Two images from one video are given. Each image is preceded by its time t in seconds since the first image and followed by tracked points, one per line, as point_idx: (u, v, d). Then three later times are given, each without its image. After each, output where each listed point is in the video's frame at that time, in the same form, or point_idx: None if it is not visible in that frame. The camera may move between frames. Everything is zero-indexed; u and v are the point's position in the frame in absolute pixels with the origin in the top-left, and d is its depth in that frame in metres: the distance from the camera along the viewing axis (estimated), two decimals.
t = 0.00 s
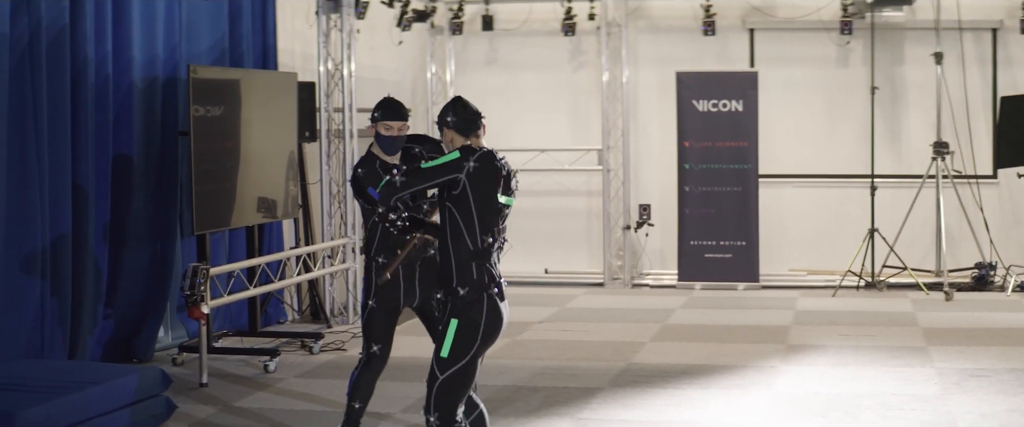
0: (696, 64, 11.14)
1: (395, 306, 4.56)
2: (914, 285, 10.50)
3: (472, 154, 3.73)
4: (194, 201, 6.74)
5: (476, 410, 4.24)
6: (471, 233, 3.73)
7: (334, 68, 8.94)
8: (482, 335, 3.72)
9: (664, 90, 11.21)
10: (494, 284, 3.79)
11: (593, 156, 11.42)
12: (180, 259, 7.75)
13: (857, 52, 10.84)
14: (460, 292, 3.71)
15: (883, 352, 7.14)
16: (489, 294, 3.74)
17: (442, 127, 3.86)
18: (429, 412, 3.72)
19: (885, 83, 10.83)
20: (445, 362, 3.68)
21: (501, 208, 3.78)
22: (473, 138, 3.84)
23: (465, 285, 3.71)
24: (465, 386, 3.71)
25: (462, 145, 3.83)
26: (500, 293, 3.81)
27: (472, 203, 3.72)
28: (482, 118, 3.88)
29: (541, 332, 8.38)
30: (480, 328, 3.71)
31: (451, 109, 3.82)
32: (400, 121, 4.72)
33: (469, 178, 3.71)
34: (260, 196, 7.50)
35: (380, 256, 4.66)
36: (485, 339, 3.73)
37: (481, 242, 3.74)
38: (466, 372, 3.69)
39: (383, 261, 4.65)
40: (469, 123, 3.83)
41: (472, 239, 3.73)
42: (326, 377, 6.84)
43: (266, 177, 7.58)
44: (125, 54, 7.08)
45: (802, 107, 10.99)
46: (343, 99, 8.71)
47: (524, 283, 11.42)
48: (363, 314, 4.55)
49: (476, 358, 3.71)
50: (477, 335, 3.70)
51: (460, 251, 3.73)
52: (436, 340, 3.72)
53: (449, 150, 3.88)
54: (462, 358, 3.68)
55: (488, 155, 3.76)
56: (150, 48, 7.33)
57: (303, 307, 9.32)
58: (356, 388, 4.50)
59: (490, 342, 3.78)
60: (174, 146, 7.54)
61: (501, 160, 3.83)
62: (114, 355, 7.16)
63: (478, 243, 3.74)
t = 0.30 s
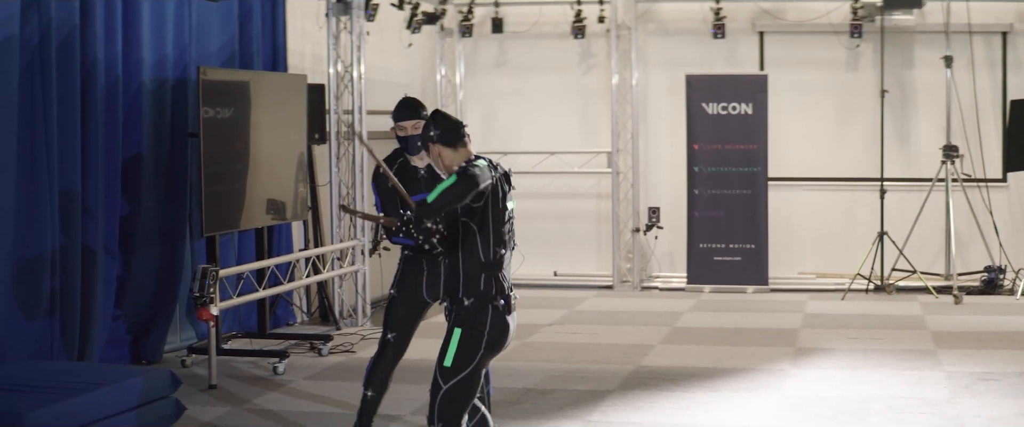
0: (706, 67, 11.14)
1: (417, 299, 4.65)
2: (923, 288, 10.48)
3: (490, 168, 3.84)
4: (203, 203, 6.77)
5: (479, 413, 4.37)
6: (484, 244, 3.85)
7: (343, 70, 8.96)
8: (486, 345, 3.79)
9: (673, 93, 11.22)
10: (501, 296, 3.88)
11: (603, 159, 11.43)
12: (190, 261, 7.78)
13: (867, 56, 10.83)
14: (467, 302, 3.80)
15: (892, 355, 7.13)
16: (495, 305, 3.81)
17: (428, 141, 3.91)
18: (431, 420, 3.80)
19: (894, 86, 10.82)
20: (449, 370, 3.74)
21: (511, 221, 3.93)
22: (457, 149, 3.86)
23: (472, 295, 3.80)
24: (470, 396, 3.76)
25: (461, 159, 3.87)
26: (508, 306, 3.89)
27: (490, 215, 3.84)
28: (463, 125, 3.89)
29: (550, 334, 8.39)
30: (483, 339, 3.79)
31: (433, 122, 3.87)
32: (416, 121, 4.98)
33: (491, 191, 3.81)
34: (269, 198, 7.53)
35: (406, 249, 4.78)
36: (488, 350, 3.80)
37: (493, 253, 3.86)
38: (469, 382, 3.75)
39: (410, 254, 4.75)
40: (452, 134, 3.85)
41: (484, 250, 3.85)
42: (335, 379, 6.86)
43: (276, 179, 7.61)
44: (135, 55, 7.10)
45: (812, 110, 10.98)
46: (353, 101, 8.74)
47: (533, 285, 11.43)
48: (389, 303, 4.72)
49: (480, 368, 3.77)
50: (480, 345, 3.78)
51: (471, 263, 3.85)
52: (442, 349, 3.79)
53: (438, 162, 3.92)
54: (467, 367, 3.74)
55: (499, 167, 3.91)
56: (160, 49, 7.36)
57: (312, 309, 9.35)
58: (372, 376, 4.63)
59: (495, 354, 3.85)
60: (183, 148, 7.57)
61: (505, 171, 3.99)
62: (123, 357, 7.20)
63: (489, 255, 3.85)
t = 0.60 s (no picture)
0: (714, 64, 11.13)
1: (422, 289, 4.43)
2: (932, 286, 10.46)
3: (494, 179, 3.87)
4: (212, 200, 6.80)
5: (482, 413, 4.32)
6: (489, 250, 3.89)
7: (352, 68, 8.98)
8: (495, 345, 3.82)
9: (681, 90, 11.21)
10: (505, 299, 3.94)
11: (611, 157, 11.44)
12: (198, 259, 7.82)
13: (875, 54, 10.81)
14: (475, 304, 3.85)
15: (900, 353, 7.12)
16: (504, 308, 3.87)
17: (423, 141, 3.93)
18: (437, 419, 3.83)
19: (903, 84, 10.80)
20: (459, 369, 3.78)
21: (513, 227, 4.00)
22: (455, 151, 3.90)
23: (480, 298, 3.85)
24: (476, 395, 3.81)
25: (459, 163, 3.91)
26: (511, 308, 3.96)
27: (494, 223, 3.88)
28: (461, 128, 3.93)
29: (558, 331, 8.41)
30: (493, 339, 3.82)
31: (431, 123, 3.89)
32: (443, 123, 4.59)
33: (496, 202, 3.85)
34: (278, 195, 7.56)
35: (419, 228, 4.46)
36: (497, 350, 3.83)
37: (498, 259, 3.91)
38: (477, 381, 3.80)
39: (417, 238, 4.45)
40: (451, 136, 3.89)
41: (490, 256, 3.89)
42: (344, 376, 6.88)
43: (284, 177, 7.64)
44: (143, 53, 7.13)
45: (820, 108, 10.97)
46: (361, 99, 8.76)
47: (541, 282, 11.44)
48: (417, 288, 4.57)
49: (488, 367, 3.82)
50: (489, 345, 3.81)
51: (477, 267, 3.88)
52: (450, 348, 3.82)
53: (433, 162, 3.95)
54: (475, 367, 3.78)
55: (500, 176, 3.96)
56: (168, 47, 7.39)
57: (321, 306, 9.38)
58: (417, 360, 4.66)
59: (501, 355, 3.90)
60: (192, 146, 7.60)
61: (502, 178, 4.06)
62: (132, 354, 7.23)
63: (494, 260, 3.90)
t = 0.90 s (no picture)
0: (726, 60, 11.12)
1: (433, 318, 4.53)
2: (943, 282, 10.43)
3: (464, 188, 3.76)
4: (224, 195, 6.84)
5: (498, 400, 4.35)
6: (480, 245, 3.80)
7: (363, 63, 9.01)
8: (498, 331, 3.85)
9: (693, 86, 11.20)
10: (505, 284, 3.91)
11: (622, 153, 11.44)
12: (210, 255, 7.86)
13: (887, 49, 10.78)
14: (474, 295, 3.81)
15: (912, 350, 7.11)
16: (503, 295, 3.86)
17: (425, 132, 3.92)
18: (456, 410, 3.88)
19: (915, 80, 10.77)
20: (466, 360, 3.82)
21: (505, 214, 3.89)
22: (453, 147, 3.89)
23: (478, 289, 3.81)
24: (486, 382, 3.86)
25: (456, 157, 3.89)
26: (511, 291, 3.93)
27: (477, 223, 3.79)
28: (463, 122, 3.91)
29: (569, 327, 8.42)
30: (495, 327, 3.84)
31: (433, 115, 3.87)
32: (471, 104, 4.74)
33: (470, 210, 3.76)
34: (289, 191, 7.59)
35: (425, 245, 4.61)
36: (500, 335, 3.86)
37: (492, 250, 3.83)
38: (484, 370, 3.85)
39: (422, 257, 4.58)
40: (450, 132, 3.87)
41: (482, 249, 3.81)
42: (354, 372, 6.91)
43: (295, 173, 7.67)
44: (154, 49, 7.16)
45: (832, 104, 10.94)
46: (372, 95, 8.79)
47: (552, 278, 11.46)
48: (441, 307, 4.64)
49: (494, 354, 3.86)
50: (493, 333, 3.84)
51: (471, 262, 3.81)
52: (456, 340, 3.84)
53: (432, 154, 3.94)
54: (481, 357, 3.83)
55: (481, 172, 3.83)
56: (180, 43, 7.43)
57: (332, 302, 9.42)
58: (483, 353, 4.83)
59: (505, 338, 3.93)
60: (203, 142, 7.64)
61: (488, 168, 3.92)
62: (143, 351, 7.27)
63: (488, 252, 3.82)
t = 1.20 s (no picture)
0: (738, 60, 11.11)
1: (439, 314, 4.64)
2: (956, 282, 10.40)
3: (430, 181, 3.82)
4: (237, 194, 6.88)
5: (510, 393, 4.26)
6: (457, 236, 3.86)
7: (376, 63, 9.04)
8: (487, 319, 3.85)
9: (705, 85, 11.19)
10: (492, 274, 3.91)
11: (634, 152, 11.45)
12: (222, 254, 7.91)
13: (900, 49, 10.75)
14: (459, 284, 3.85)
15: (924, 350, 7.09)
16: (488, 283, 3.87)
17: (433, 123, 3.96)
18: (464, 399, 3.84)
19: (927, 80, 10.74)
20: (460, 350, 3.80)
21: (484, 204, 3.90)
22: (456, 142, 3.91)
23: (462, 278, 3.85)
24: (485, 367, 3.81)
25: (462, 153, 3.93)
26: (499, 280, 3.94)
27: (448, 215, 3.85)
28: (473, 120, 3.93)
29: (581, 327, 8.43)
30: (483, 316, 3.84)
31: (439, 110, 3.89)
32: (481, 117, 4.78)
33: (435, 202, 3.83)
34: (301, 191, 7.63)
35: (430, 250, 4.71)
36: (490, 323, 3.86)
37: (470, 241, 3.87)
38: (481, 357, 3.81)
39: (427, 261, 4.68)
40: (455, 128, 3.89)
41: (460, 241, 3.86)
42: (366, 371, 6.95)
43: (308, 173, 7.71)
44: (167, 48, 7.20)
45: (845, 104, 10.92)
46: (385, 95, 8.81)
47: (564, 278, 11.47)
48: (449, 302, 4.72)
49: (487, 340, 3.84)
50: (482, 322, 3.84)
51: (452, 253, 3.87)
52: (447, 334, 3.83)
53: (439, 144, 3.98)
54: (473, 345, 3.80)
55: (459, 166, 3.87)
56: (192, 42, 7.47)
57: (344, 301, 9.45)
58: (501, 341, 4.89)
59: (498, 328, 3.92)
60: (216, 141, 7.68)
61: (475, 162, 3.92)
62: (156, 350, 7.32)
63: (468, 243, 3.86)
